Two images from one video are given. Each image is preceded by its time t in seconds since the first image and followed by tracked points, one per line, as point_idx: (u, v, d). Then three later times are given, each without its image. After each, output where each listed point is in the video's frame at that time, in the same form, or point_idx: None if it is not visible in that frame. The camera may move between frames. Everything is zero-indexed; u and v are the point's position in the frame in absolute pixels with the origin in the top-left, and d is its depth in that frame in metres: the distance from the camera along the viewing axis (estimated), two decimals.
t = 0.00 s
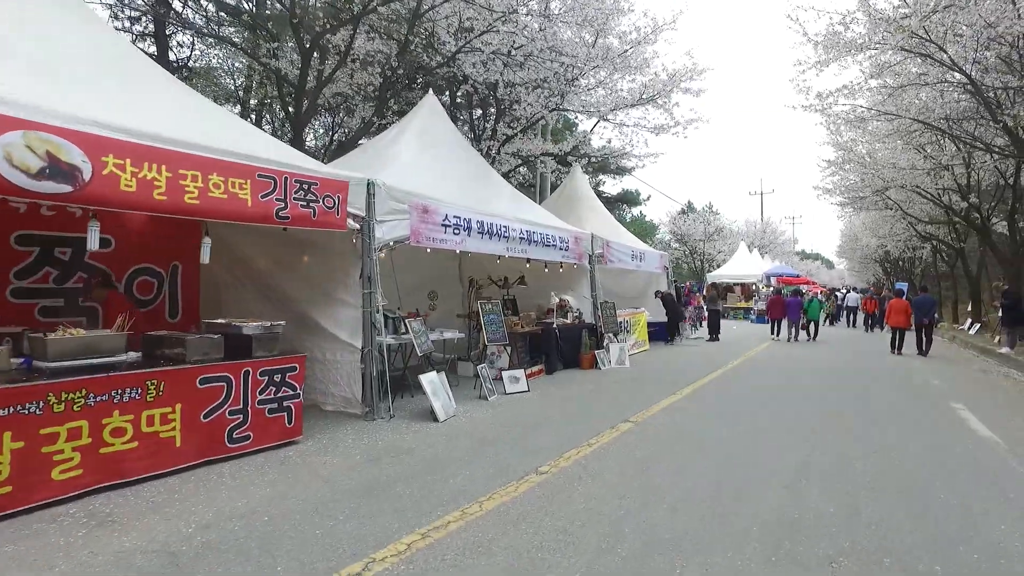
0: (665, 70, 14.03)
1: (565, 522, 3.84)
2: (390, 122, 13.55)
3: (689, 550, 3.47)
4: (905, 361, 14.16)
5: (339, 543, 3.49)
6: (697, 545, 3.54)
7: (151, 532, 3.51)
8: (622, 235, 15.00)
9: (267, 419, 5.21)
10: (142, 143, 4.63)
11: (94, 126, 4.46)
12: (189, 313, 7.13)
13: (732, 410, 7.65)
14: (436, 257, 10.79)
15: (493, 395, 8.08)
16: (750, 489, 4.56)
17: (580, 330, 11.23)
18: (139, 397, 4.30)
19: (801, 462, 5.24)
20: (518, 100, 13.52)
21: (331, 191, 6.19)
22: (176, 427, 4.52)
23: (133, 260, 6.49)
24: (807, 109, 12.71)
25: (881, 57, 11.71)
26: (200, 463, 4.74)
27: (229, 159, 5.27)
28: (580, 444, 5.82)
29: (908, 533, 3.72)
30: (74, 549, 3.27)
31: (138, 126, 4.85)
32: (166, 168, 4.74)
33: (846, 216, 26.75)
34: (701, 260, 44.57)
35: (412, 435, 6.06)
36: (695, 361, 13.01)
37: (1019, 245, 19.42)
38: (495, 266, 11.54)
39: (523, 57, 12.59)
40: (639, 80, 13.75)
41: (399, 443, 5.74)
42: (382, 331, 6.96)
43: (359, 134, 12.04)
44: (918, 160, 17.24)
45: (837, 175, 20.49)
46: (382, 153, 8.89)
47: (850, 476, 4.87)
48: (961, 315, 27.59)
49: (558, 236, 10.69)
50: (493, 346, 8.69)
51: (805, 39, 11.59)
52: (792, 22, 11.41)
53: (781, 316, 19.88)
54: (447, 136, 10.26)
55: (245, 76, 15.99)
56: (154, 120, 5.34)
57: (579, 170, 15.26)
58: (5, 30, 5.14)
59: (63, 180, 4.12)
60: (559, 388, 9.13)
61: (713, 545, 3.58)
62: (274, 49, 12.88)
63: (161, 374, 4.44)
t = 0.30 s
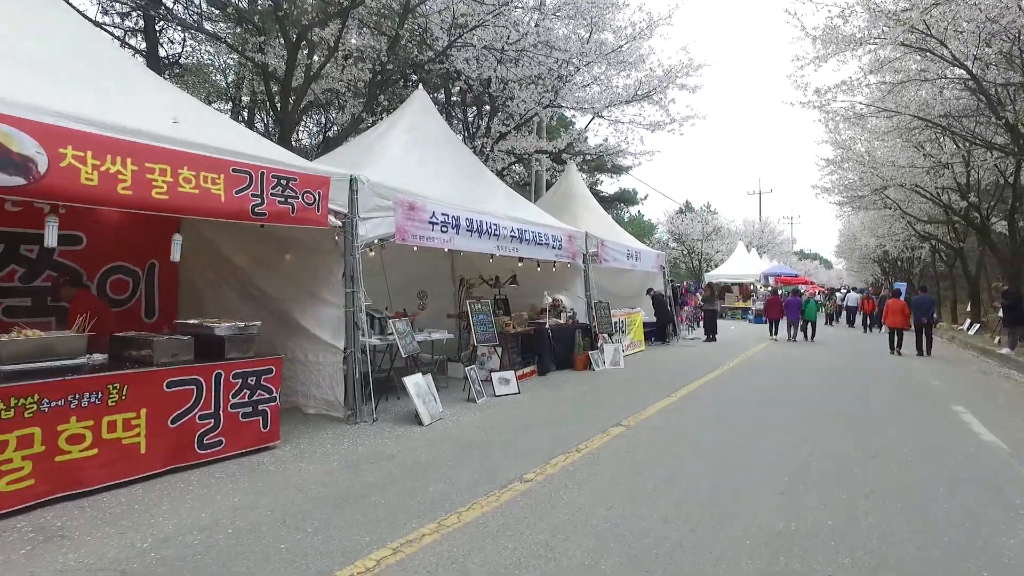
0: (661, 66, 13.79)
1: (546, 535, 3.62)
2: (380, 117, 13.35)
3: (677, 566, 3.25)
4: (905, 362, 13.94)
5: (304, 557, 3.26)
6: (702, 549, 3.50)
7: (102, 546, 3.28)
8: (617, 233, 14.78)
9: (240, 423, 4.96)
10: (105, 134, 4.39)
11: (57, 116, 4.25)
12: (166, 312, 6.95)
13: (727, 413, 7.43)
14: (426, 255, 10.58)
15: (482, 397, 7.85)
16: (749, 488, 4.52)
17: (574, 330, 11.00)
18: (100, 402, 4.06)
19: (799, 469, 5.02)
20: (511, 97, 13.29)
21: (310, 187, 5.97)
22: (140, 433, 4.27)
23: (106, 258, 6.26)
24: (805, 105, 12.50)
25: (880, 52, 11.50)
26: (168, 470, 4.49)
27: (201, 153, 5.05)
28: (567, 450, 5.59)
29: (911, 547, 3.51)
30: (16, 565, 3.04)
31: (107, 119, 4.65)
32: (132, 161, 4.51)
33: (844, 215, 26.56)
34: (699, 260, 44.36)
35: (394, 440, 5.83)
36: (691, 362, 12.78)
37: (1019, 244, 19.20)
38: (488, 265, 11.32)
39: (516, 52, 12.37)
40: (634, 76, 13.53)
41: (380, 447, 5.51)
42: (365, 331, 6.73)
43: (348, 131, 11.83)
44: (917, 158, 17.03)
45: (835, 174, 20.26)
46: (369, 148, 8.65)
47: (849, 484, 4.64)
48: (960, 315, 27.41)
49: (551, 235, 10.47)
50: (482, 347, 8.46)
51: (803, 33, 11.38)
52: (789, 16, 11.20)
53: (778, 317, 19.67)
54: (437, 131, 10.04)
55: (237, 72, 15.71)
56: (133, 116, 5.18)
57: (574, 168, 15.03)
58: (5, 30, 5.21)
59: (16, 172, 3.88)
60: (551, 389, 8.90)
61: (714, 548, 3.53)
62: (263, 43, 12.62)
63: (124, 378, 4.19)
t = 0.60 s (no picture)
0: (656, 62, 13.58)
1: (527, 552, 3.39)
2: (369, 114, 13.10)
3: None
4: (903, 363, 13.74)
5: None
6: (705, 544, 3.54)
7: (44, 566, 3.04)
8: (611, 233, 14.55)
9: (210, 430, 4.69)
10: (62, 125, 4.15)
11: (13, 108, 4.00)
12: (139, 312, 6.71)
13: (722, 418, 7.20)
14: (415, 254, 10.38)
15: (469, 401, 7.62)
16: (742, 497, 4.34)
17: (566, 332, 10.76)
18: (52, 410, 3.80)
19: (795, 477, 4.80)
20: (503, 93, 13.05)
21: (288, 183, 5.72)
22: (97, 443, 4.01)
23: (74, 258, 6.01)
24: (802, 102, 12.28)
25: (879, 48, 11.29)
26: (129, 481, 4.23)
27: (170, 147, 4.80)
28: (554, 456, 5.36)
29: (915, 566, 3.28)
30: None
31: (72, 111, 4.40)
32: (92, 155, 4.26)
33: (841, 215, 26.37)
34: (695, 260, 44.18)
35: (374, 446, 5.59)
36: (686, 363, 12.56)
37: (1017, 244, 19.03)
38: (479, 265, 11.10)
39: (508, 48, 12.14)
40: (628, 73, 13.30)
41: (357, 454, 5.27)
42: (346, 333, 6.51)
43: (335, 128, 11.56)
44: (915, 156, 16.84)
45: (832, 173, 20.06)
46: (354, 144, 8.41)
47: (848, 494, 4.42)
48: (956, 316, 27.26)
49: (542, 234, 10.22)
50: (470, 349, 8.23)
51: (800, 28, 11.17)
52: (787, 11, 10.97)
53: (775, 317, 19.49)
54: (426, 128, 9.79)
55: (227, 70, 15.42)
56: (109, 109, 4.93)
57: (568, 167, 14.81)
58: (5, 30, 4.95)
59: None
60: (541, 392, 8.68)
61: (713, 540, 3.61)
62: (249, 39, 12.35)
63: (80, 384, 3.93)
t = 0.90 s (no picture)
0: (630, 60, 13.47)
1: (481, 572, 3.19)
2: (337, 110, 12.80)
3: None
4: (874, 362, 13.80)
5: None
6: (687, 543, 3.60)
7: None
8: (586, 233, 14.43)
9: (151, 441, 4.40)
10: None
11: None
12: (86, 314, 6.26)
13: (694, 422, 7.05)
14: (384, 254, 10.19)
15: (435, 405, 7.40)
16: (711, 509, 4.18)
17: (538, 333, 10.58)
18: None
19: (766, 487, 4.65)
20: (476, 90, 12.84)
21: (241, 180, 5.44)
22: (18, 459, 3.71)
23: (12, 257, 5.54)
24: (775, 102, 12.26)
25: (851, 48, 11.30)
26: (56, 499, 3.93)
27: (109, 139, 4.50)
28: (518, 465, 5.14)
29: None
30: None
31: None
32: (17, 146, 3.96)
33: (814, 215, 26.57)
34: (672, 260, 44.32)
35: (331, 454, 5.33)
36: (659, 364, 12.45)
37: (985, 245, 19.30)
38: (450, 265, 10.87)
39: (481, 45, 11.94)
40: (603, 71, 13.18)
41: (312, 463, 5.01)
42: (304, 336, 6.24)
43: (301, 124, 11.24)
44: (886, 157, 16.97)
45: (806, 174, 20.14)
46: (317, 141, 8.13)
47: (819, 505, 4.28)
48: (926, 315, 27.64)
49: (514, 234, 10.03)
50: (437, 351, 8.00)
51: (773, 27, 11.13)
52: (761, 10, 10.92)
53: (750, 317, 19.47)
54: (394, 125, 9.54)
55: (194, 65, 14.92)
56: (44, 101, 4.64)
57: (543, 166, 14.65)
58: None
59: None
60: (511, 395, 8.47)
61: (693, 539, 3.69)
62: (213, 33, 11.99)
63: None
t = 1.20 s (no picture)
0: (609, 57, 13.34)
1: None
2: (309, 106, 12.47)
3: None
4: (854, 362, 13.77)
5: None
6: (685, 543, 3.61)
7: None
8: (565, 232, 14.25)
9: (93, 450, 4.13)
10: None
11: None
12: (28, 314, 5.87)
13: (673, 425, 6.86)
14: (356, 252, 9.96)
15: (405, 409, 7.14)
16: (687, 520, 3.98)
17: (514, 333, 10.36)
18: None
19: (745, 496, 4.46)
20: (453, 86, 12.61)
21: (195, 173, 5.16)
22: None
23: None
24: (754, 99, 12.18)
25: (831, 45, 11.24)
26: None
27: (46, 128, 4.20)
28: (487, 472, 4.93)
29: None
30: None
31: None
32: None
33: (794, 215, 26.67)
34: (654, 260, 44.36)
35: (291, 461, 5.07)
36: (639, 364, 12.30)
37: (961, 245, 19.43)
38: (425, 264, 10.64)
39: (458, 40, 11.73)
40: (581, 67, 13.03)
41: (270, 471, 4.75)
42: (266, 337, 5.96)
43: (271, 119, 10.92)
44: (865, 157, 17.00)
45: (786, 174, 20.15)
46: (284, 135, 7.86)
47: (798, 516, 4.10)
48: (903, 315, 27.86)
49: (489, 232, 9.81)
50: (408, 352, 7.74)
51: (753, 24, 11.04)
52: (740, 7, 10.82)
53: (732, 317, 19.40)
54: (365, 120, 9.27)
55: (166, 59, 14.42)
56: None
57: (521, 164, 14.47)
58: None
59: None
60: (486, 397, 8.25)
61: (692, 540, 3.71)
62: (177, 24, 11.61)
63: None
